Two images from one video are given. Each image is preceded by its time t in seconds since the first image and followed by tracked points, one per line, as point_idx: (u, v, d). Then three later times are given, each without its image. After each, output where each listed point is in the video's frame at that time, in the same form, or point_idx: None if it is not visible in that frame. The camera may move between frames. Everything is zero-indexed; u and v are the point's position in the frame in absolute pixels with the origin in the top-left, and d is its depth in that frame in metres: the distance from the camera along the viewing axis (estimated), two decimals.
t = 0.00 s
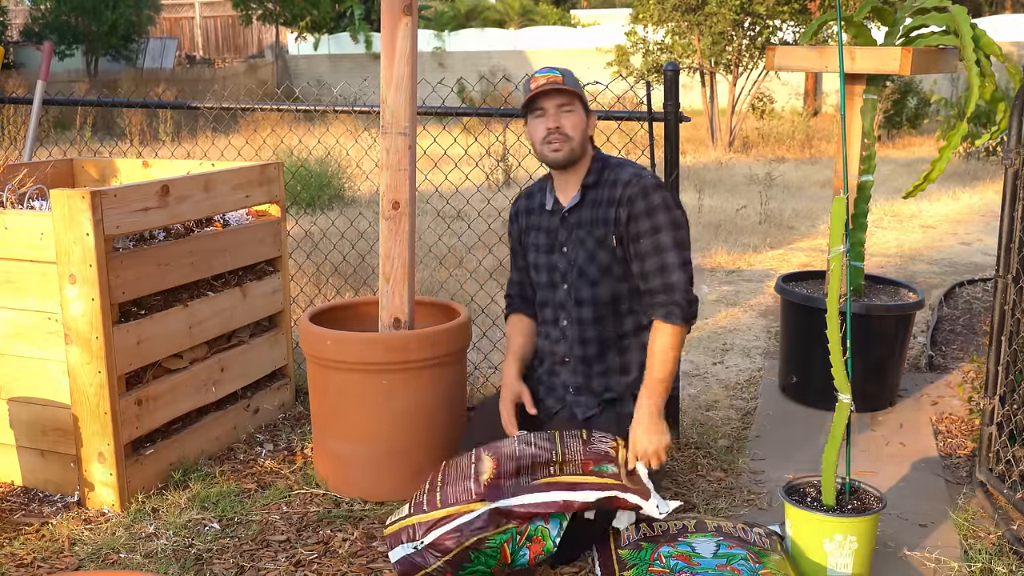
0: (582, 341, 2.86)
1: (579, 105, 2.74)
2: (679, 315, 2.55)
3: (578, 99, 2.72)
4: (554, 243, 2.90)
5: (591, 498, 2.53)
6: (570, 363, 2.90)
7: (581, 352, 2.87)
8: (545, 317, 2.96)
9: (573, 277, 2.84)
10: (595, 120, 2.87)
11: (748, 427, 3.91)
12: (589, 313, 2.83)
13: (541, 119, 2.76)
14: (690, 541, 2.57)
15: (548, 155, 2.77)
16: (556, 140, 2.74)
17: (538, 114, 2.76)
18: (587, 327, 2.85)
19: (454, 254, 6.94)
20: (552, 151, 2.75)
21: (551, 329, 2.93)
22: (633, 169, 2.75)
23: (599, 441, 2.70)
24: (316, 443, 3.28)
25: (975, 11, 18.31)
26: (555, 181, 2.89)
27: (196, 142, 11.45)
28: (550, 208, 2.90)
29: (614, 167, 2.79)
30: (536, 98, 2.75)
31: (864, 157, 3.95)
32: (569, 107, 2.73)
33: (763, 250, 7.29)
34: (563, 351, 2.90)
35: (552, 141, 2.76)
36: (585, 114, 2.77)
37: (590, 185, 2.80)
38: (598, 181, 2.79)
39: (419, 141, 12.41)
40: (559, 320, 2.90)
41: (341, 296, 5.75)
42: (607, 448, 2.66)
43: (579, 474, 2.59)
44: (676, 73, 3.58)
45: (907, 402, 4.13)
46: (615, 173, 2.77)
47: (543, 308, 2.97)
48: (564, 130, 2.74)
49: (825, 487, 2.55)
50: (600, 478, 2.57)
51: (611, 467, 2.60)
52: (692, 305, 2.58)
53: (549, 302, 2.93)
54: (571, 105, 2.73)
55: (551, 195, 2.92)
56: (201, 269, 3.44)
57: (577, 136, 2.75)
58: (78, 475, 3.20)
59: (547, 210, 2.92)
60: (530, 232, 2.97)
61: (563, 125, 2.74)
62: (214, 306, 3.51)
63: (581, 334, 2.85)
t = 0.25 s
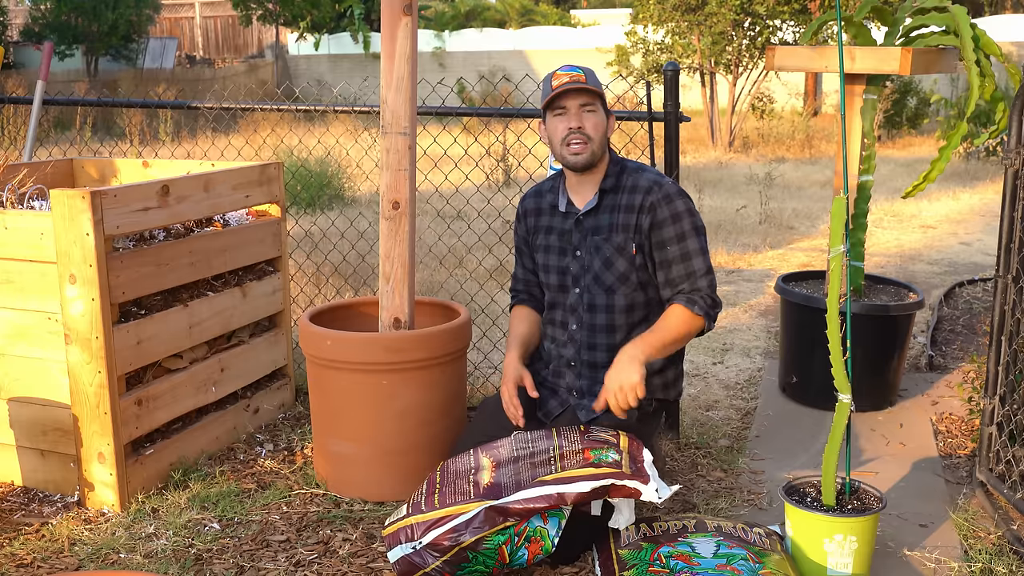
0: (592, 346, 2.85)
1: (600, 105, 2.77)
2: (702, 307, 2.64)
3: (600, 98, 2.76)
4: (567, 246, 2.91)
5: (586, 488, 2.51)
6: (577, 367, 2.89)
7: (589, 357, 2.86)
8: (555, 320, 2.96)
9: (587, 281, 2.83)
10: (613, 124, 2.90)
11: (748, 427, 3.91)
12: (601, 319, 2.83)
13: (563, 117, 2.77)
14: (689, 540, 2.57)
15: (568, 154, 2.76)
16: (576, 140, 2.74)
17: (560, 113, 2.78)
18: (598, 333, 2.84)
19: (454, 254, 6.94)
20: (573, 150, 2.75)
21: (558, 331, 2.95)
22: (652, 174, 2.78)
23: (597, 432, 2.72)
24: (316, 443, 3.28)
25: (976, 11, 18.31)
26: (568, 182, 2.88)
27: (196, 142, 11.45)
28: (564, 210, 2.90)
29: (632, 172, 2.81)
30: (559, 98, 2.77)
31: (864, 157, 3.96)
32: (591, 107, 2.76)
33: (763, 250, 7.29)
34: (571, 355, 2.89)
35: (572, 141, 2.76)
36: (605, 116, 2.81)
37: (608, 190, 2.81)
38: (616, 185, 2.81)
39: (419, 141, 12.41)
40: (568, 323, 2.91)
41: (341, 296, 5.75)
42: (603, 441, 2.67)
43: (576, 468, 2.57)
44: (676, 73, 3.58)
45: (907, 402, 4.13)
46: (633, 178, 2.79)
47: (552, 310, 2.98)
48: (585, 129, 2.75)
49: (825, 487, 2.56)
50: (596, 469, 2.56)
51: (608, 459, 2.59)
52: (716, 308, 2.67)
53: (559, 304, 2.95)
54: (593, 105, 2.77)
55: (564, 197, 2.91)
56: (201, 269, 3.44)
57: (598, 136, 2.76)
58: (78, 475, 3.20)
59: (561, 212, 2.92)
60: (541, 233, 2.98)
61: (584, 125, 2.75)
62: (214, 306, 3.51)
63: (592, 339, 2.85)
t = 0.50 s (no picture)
0: (588, 353, 2.87)
1: (605, 112, 2.76)
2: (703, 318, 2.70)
3: (604, 106, 2.75)
4: (568, 252, 2.91)
5: (587, 488, 2.51)
6: (573, 372, 2.90)
7: (586, 362, 2.87)
8: (551, 324, 2.97)
9: (587, 289, 2.85)
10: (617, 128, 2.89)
11: (747, 427, 3.91)
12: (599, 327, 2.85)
13: (567, 125, 2.76)
14: (689, 541, 2.57)
15: (572, 163, 2.75)
16: (579, 149, 2.74)
17: (564, 120, 2.77)
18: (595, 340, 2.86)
19: (454, 254, 6.94)
20: (576, 158, 2.74)
21: (554, 335, 2.96)
22: (658, 186, 2.78)
23: (597, 431, 2.73)
24: (315, 443, 3.28)
25: (976, 11, 18.30)
26: (570, 187, 2.87)
27: (196, 142, 11.46)
28: (565, 215, 2.90)
29: (637, 180, 2.80)
30: (563, 104, 2.76)
31: (864, 157, 3.96)
32: (596, 113, 2.75)
33: (763, 250, 7.29)
34: (567, 361, 2.90)
35: (576, 149, 2.76)
36: (609, 121, 2.79)
37: (612, 200, 2.81)
38: (620, 195, 2.81)
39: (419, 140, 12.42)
40: (565, 328, 2.92)
41: (341, 296, 5.75)
42: (603, 441, 2.67)
43: (576, 469, 2.57)
44: (676, 73, 3.58)
45: (907, 402, 4.13)
46: (638, 188, 2.79)
47: (548, 313, 2.98)
48: (590, 138, 2.74)
49: (825, 487, 2.56)
50: (596, 470, 2.56)
51: (608, 459, 2.59)
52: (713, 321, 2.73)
53: (557, 308, 2.95)
54: (598, 111, 2.76)
55: (566, 201, 2.90)
56: (201, 269, 3.44)
57: (602, 144, 2.75)
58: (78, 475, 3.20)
59: (561, 216, 2.91)
60: (540, 235, 2.97)
61: (589, 133, 2.75)
62: (214, 306, 3.51)
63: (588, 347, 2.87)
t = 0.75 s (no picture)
0: (588, 358, 2.87)
1: (602, 115, 2.77)
2: (702, 325, 2.73)
3: (602, 109, 2.75)
4: (567, 256, 2.91)
5: (586, 488, 2.51)
6: (573, 376, 2.90)
7: (585, 367, 2.88)
8: (550, 329, 2.96)
9: (586, 294, 2.85)
10: (616, 130, 2.89)
11: (747, 427, 3.91)
12: (598, 334, 2.86)
13: (564, 129, 2.77)
14: (689, 540, 2.57)
15: (569, 168, 2.75)
16: (577, 154, 2.74)
17: (561, 125, 2.77)
18: (594, 345, 2.87)
19: (454, 254, 6.94)
20: (574, 163, 2.75)
21: (553, 339, 2.95)
22: (655, 191, 2.79)
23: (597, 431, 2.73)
24: (315, 444, 3.28)
25: (976, 11, 18.29)
26: (569, 191, 2.87)
27: (196, 142, 11.46)
28: (563, 219, 2.90)
29: (634, 186, 2.81)
30: (560, 108, 2.76)
31: (864, 157, 3.96)
32: (594, 117, 2.75)
33: (763, 250, 7.29)
34: (566, 365, 2.90)
35: (574, 153, 2.76)
36: (607, 125, 2.80)
37: (609, 206, 2.81)
38: (618, 201, 2.81)
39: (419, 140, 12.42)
40: (565, 333, 2.92)
41: (341, 296, 5.76)
42: (603, 441, 2.67)
43: (576, 469, 2.57)
44: (676, 73, 3.58)
45: (907, 402, 4.13)
46: (635, 195, 2.80)
47: (546, 317, 2.98)
48: (587, 142, 2.74)
49: (826, 487, 2.56)
50: (596, 469, 2.56)
51: (608, 459, 2.59)
52: (710, 330, 2.75)
53: (556, 312, 2.95)
54: (595, 115, 2.76)
55: (564, 204, 2.91)
56: (201, 270, 3.44)
57: (599, 148, 2.75)
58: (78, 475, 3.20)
59: (559, 220, 2.92)
60: (538, 239, 2.97)
61: (586, 137, 2.75)
62: (214, 306, 3.51)
63: (588, 353, 2.87)
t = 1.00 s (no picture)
0: (588, 359, 2.88)
1: (603, 118, 2.76)
2: (702, 327, 2.72)
3: (603, 113, 2.74)
4: (567, 257, 2.91)
5: (587, 488, 2.51)
6: (573, 377, 2.91)
7: (585, 367, 2.88)
8: (550, 329, 2.97)
9: (587, 296, 2.85)
10: (618, 132, 2.88)
11: (747, 427, 3.91)
12: (599, 335, 2.86)
13: (565, 132, 2.76)
14: (689, 541, 2.57)
15: (570, 171, 2.75)
16: (578, 158, 2.74)
17: (563, 128, 2.77)
18: (595, 346, 2.87)
19: (454, 254, 6.94)
20: (575, 167, 2.74)
21: (553, 339, 2.95)
22: (657, 194, 2.78)
23: (597, 431, 2.73)
24: (315, 444, 3.28)
25: (976, 11, 18.30)
26: (570, 192, 2.87)
27: (196, 142, 11.46)
28: (564, 221, 2.90)
29: (637, 188, 2.80)
30: (562, 111, 2.75)
31: (864, 157, 3.96)
32: (595, 121, 2.75)
33: (763, 250, 7.29)
34: (566, 366, 2.91)
35: (575, 156, 2.75)
36: (609, 128, 2.79)
37: (610, 208, 2.81)
38: (619, 203, 2.80)
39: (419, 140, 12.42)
40: (565, 335, 2.93)
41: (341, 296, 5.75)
42: (603, 440, 2.67)
43: (576, 469, 2.57)
44: (676, 72, 3.58)
45: (907, 402, 4.13)
46: (637, 198, 2.79)
47: (546, 318, 2.99)
48: (588, 146, 2.74)
49: (826, 487, 2.56)
50: (595, 469, 2.56)
51: (608, 458, 2.59)
52: (712, 331, 2.75)
53: (556, 313, 2.96)
54: (597, 119, 2.75)
55: (565, 205, 2.90)
56: (201, 269, 3.44)
57: (601, 152, 2.75)
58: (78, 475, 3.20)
59: (560, 221, 2.91)
60: (539, 239, 2.97)
61: (587, 141, 2.74)
62: (214, 306, 3.51)
63: (589, 354, 2.88)
